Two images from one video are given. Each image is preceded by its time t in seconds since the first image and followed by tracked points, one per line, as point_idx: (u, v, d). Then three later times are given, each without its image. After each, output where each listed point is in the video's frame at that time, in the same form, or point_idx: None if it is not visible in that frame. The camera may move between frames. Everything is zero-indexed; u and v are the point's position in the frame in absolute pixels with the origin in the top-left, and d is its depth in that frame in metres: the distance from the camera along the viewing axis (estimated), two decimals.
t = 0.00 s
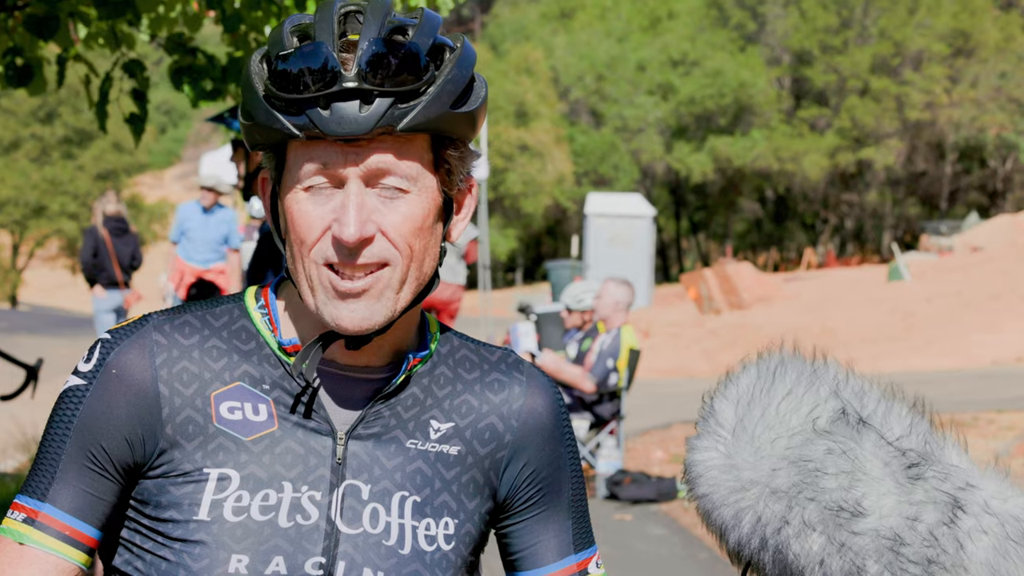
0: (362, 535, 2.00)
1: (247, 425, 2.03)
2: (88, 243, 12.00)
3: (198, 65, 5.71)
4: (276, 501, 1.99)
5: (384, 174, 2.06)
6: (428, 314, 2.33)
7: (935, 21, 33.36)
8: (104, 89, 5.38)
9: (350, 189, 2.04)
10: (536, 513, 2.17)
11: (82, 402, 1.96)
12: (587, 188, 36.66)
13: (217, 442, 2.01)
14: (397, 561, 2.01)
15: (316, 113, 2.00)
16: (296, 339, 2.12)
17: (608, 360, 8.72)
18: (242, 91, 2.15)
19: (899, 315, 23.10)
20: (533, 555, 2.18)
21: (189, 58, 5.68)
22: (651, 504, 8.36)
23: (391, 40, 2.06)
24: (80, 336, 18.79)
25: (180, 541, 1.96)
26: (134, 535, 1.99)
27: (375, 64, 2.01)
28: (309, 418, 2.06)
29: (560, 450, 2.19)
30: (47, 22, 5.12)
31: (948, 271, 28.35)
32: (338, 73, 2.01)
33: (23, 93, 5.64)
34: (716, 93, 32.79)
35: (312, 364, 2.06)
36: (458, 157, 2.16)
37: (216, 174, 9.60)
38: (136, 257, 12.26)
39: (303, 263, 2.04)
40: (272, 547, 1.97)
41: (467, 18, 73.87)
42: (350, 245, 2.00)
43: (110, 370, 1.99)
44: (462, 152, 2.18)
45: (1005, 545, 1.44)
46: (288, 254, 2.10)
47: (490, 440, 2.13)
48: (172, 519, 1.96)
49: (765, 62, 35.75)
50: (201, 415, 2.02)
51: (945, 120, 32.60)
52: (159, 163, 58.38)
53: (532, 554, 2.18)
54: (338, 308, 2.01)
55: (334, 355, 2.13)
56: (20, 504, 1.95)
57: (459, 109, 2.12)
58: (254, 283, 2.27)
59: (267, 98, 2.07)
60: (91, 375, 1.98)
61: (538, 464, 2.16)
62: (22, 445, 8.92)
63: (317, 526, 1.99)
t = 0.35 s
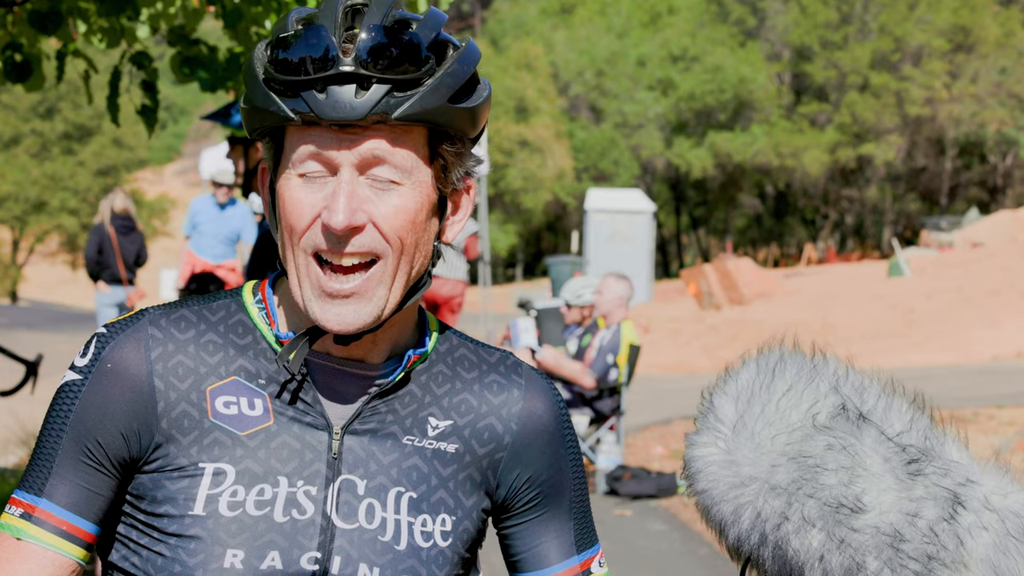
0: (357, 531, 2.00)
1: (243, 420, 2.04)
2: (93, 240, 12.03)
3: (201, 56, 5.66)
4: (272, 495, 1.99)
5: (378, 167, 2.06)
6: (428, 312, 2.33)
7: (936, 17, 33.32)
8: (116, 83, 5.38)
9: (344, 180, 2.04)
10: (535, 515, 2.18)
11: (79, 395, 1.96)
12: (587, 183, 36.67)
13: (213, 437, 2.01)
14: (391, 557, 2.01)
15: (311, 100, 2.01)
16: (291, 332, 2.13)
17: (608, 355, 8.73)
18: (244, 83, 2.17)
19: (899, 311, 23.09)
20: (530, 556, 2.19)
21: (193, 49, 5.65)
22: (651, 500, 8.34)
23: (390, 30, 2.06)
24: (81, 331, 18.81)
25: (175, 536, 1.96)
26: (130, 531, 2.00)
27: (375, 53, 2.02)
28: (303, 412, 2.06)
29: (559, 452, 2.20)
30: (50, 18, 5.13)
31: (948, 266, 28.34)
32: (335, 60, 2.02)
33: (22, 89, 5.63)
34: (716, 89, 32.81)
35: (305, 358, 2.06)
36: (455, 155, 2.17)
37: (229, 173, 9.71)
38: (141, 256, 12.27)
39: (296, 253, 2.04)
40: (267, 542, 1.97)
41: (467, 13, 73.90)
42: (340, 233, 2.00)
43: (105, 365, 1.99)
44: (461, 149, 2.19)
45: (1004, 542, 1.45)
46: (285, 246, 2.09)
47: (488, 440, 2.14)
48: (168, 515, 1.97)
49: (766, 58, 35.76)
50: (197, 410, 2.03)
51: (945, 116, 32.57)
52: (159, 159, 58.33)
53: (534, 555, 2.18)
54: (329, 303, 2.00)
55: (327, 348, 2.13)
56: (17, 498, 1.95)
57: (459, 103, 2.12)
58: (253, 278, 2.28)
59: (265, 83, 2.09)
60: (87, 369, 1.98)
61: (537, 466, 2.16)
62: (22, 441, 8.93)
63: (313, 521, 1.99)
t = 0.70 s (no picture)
0: (363, 527, 2.01)
1: (252, 414, 2.04)
2: (103, 236, 12.04)
3: (202, 53, 5.62)
4: (280, 490, 2.00)
5: (385, 172, 2.06)
6: (436, 310, 2.34)
7: (937, 12, 33.30)
8: (114, 78, 5.39)
9: (351, 183, 2.04)
10: (539, 510, 2.18)
11: (87, 389, 1.96)
12: (588, 178, 36.67)
13: (221, 431, 2.02)
14: (397, 553, 2.02)
15: (320, 110, 2.02)
16: (299, 329, 2.13)
17: (608, 350, 8.73)
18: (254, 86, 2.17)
19: (900, 305, 23.09)
20: (535, 552, 2.19)
21: (193, 45, 5.63)
22: (652, 495, 8.35)
23: (403, 37, 2.07)
24: (81, 326, 18.82)
25: (181, 529, 1.97)
26: (134, 523, 2.00)
27: (385, 60, 2.02)
28: (311, 408, 2.07)
29: (563, 448, 2.20)
30: (50, 13, 5.14)
31: (948, 261, 28.35)
32: (342, 70, 2.02)
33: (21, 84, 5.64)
34: (717, 83, 32.83)
35: (312, 353, 2.07)
36: (466, 159, 2.17)
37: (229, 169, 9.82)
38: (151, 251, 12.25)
39: (305, 255, 2.04)
40: (274, 537, 1.97)
41: (468, 8, 73.82)
42: (348, 240, 1.99)
43: (114, 357, 2.00)
44: (470, 154, 2.18)
45: (1005, 538, 1.45)
46: (293, 246, 2.09)
47: (495, 435, 2.14)
48: (173, 508, 1.97)
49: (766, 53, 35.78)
50: (205, 405, 2.03)
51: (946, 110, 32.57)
52: (159, 154, 58.30)
53: (536, 551, 2.19)
54: (338, 298, 2.00)
55: (334, 346, 2.12)
56: (23, 489, 1.95)
57: (468, 111, 2.13)
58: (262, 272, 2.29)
59: (277, 88, 2.09)
60: (96, 361, 1.99)
61: (542, 461, 2.17)
62: (22, 436, 8.95)
63: (318, 518, 1.99)
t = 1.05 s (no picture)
0: (363, 525, 2.01)
1: (252, 411, 2.05)
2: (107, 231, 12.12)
3: (202, 53, 5.69)
4: (280, 488, 2.00)
5: (377, 164, 2.06)
6: (439, 304, 2.34)
7: (939, 7, 33.27)
8: (109, 75, 5.39)
9: (343, 178, 2.04)
10: (540, 506, 2.19)
11: (88, 384, 1.97)
12: (590, 173, 36.68)
13: (221, 428, 2.02)
14: (397, 550, 2.02)
15: (308, 102, 2.03)
16: (299, 325, 2.14)
17: (609, 346, 8.76)
18: (250, 79, 2.18)
19: (902, 301, 23.10)
20: (537, 547, 2.20)
21: (191, 46, 5.67)
22: (653, 490, 8.35)
23: (395, 29, 2.08)
24: (84, 322, 18.86)
25: (181, 527, 1.97)
26: (135, 520, 2.00)
27: (376, 50, 2.03)
28: (310, 405, 2.07)
29: (566, 442, 2.21)
30: (46, 9, 5.14)
31: (950, 257, 28.33)
32: (331, 62, 2.03)
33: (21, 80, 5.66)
34: (718, 79, 32.84)
35: (307, 347, 2.08)
36: (460, 150, 2.17)
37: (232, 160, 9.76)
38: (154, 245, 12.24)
39: (299, 249, 2.05)
40: (274, 535, 1.98)
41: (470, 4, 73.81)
42: (340, 235, 2.00)
43: (116, 353, 2.00)
44: (466, 145, 2.18)
45: (1004, 533, 1.46)
46: (290, 241, 2.10)
47: (496, 432, 2.14)
48: (174, 505, 1.98)
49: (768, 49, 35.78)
50: (205, 402, 2.04)
51: (948, 106, 32.55)
52: (162, 149, 58.50)
53: (536, 547, 2.20)
54: (330, 296, 2.01)
55: (334, 340, 2.14)
56: (24, 486, 1.96)
57: (461, 101, 2.12)
58: (264, 267, 2.30)
59: (267, 82, 2.10)
60: (97, 358, 1.99)
61: (543, 457, 2.17)
62: (23, 431, 8.98)
63: (318, 515, 2.00)
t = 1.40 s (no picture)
0: (365, 521, 2.02)
1: (254, 406, 2.05)
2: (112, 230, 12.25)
3: (201, 49, 5.69)
4: (281, 483, 2.01)
5: (381, 174, 2.06)
6: (440, 305, 2.35)
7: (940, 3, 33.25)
8: (109, 69, 5.39)
9: (346, 186, 2.04)
10: (537, 508, 2.19)
11: (89, 376, 1.97)
12: (591, 169, 36.67)
13: (222, 422, 2.03)
14: (398, 546, 2.02)
15: (317, 111, 2.02)
16: (302, 320, 2.15)
17: (610, 342, 8.76)
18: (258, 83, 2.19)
19: (903, 297, 23.09)
20: (532, 548, 2.20)
21: (190, 42, 5.67)
22: (653, 486, 8.32)
23: (406, 39, 2.07)
24: (84, 318, 18.86)
25: (182, 520, 1.97)
26: (134, 513, 2.01)
27: (387, 59, 2.03)
28: (312, 401, 2.08)
29: (565, 444, 2.21)
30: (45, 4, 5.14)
31: (951, 253, 28.31)
32: (340, 69, 2.03)
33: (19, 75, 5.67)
34: (720, 75, 32.82)
35: (309, 352, 2.09)
36: (467, 163, 2.17)
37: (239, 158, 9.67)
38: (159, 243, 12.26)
39: (302, 252, 2.05)
40: (275, 529, 1.98)
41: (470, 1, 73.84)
42: (341, 242, 2.00)
43: (116, 346, 2.00)
44: (472, 158, 2.19)
45: (1001, 528, 1.46)
46: (292, 243, 2.10)
47: (497, 432, 2.15)
48: (174, 499, 1.98)
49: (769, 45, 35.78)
50: (206, 395, 2.04)
51: (949, 102, 32.54)
52: (163, 146, 58.51)
53: (532, 547, 2.20)
54: (332, 304, 2.02)
55: (337, 341, 2.14)
56: (23, 479, 1.96)
57: (471, 115, 2.13)
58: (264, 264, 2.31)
59: (276, 87, 2.10)
60: (97, 352, 1.99)
61: (544, 460, 2.17)
62: (23, 428, 8.98)
63: (321, 510, 2.00)
